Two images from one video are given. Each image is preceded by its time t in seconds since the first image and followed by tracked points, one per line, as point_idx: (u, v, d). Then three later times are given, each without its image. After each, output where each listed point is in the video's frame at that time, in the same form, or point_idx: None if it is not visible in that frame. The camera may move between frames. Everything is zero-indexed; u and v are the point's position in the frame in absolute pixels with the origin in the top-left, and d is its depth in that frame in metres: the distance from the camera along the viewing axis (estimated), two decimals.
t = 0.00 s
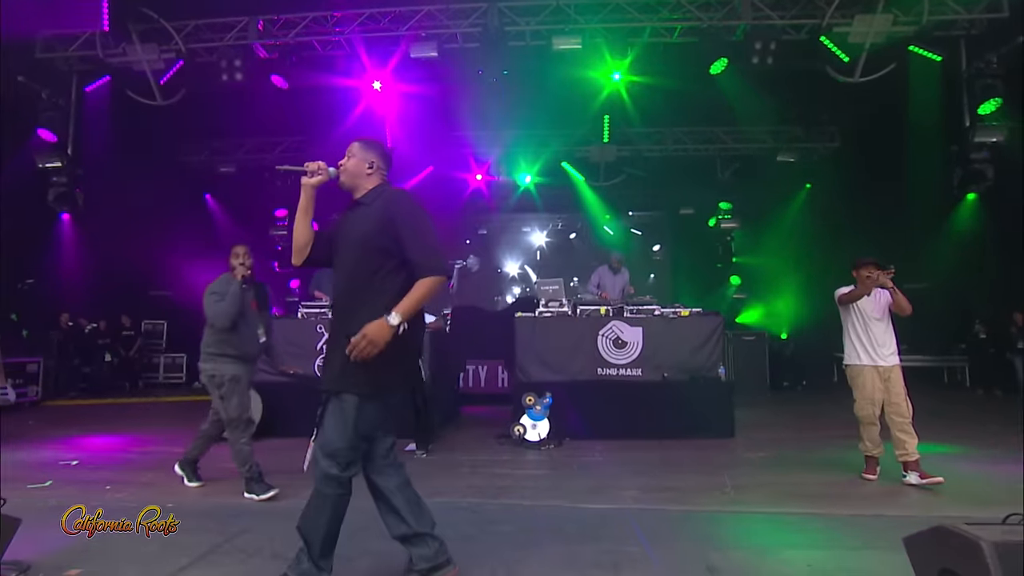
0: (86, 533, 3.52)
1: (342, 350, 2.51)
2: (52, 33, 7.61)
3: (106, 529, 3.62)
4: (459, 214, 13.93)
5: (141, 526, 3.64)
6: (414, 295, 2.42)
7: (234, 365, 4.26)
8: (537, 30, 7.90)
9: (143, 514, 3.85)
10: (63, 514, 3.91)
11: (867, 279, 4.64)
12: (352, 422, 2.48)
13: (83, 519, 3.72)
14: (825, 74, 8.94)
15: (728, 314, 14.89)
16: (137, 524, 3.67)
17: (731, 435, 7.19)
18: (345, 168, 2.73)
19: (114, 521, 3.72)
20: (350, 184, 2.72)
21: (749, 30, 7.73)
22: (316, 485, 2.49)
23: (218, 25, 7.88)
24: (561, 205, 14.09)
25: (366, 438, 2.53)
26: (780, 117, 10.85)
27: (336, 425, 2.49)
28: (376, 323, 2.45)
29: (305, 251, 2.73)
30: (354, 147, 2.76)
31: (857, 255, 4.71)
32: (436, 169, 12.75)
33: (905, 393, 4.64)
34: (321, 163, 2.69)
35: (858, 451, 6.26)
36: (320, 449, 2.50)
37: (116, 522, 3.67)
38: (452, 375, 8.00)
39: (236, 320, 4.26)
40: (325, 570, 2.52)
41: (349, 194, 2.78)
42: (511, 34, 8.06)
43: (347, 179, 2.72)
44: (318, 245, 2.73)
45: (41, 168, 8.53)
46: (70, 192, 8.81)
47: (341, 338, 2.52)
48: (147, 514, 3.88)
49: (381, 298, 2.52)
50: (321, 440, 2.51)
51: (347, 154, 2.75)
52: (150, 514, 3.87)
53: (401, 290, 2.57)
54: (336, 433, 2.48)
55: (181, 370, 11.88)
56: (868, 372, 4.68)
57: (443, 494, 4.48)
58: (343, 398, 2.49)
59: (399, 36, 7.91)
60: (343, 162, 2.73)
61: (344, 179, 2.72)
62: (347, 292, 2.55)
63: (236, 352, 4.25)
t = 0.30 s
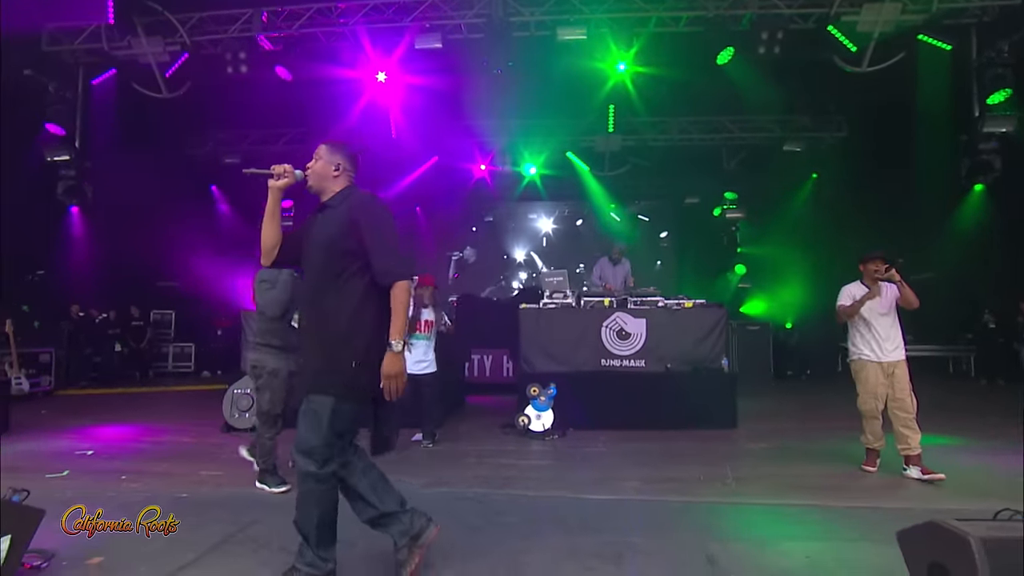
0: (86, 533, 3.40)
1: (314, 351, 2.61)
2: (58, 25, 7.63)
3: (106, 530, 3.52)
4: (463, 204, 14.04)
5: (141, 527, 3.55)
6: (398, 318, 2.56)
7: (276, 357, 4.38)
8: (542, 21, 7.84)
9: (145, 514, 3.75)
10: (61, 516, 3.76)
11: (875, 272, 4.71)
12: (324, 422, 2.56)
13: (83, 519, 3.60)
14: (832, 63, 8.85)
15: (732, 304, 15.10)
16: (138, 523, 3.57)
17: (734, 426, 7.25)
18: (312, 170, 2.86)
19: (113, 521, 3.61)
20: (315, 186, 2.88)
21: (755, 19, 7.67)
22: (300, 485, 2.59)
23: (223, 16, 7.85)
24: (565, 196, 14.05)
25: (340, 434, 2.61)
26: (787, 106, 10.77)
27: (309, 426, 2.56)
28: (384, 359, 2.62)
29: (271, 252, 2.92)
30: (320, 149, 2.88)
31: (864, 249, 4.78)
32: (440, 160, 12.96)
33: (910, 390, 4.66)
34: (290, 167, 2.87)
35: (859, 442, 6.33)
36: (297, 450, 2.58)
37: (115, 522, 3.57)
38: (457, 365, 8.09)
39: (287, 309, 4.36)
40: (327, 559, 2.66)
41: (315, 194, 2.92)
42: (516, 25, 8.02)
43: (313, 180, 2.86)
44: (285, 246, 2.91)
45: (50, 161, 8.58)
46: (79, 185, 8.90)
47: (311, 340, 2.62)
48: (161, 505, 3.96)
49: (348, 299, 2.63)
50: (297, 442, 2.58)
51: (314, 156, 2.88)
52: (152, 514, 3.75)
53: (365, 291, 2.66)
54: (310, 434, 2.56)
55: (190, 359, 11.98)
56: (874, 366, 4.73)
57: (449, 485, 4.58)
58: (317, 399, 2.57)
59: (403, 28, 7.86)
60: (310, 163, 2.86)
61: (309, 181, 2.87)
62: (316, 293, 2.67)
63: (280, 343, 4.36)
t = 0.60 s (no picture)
0: (86, 533, 3.37)
1: (302, 348, 2.66)
2: (62, 16, 7.61)
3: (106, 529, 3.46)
4: (467, 193, 14.05)
5: (141, 526, 3.48)
6: (384, 312, 2.62)
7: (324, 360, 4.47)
8: (547, 10, 7.70)
9: (144, 514, 3.68)
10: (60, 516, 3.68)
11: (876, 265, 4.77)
12: (315, 416, 2.65)
13: (83, 519, 3.55)
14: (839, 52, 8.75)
15: (736, 294, 14.46)
16: (137, 524, 3.50)
17: (735, 416, 7.33)
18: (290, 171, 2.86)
19: (113, 521, 3.57)
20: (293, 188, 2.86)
21: (763, 8, 7.56)
22: (299, 484, 2.65)
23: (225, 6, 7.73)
24: (570, 184, 13.98)
25: (330, 426, 2.72)
26: (794, 95, 10.67)
27: (303, 424, 2.64)
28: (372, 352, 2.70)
29: (248, 254, 2.86)
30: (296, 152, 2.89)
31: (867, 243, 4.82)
32: (444, 150, 13.05)
33: (910, 384, 4.71)
34: (265, 167, 2.74)
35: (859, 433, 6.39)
36: (292, 449, 2.65)
37: (115, 522, 3.51)
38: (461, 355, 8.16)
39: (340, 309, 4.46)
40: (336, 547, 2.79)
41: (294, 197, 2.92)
42: (520, 14, 7.92)
43: (291, 182, 2.85)
44: (263, 247, 2.88)
45: (58, 153, 8.61)
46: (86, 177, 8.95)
47: (297, 337, 2.67)
48: (175, 495, 4.06)
49: (332, 299, 2.70)
50: (291, 441, 2.65)
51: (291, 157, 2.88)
52: (151, 514, 3.67)
53: (351, 290, 2.75)
54: (304, 430, 2.63)
55: (197, 347, 12.30)
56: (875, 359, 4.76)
57: (454, 475, 4.67)
58: (307, 396, 2.65)
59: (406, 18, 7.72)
60: (286, 166, 2.86)
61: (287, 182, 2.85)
62: (299, 292, 2.71)
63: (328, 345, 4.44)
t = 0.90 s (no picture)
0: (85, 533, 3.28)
1: (280, 346, 2.84)
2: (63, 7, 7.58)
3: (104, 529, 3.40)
4: (470, 180, 14.11)
5: (141, 526, 3.42)
6: (353, 307, 2.79)
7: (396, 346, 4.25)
8: None
9: (145, 514, 3.59)
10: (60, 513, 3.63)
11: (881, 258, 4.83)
12: (303, 411, 2.83)
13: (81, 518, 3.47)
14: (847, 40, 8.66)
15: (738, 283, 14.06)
16: (137, 525, 3.42)
17: (736, 407, 7.42)
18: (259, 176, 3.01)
19: (114, 521, 3.50)
20: (262, 193, 3.02)
21: None
22: (299, 479, 2.81)
23: None
24: (575, 176, 14.01)
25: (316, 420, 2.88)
26: (801, 82, 10.55)
27: (291, 419, 2.81)
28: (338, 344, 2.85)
29: (224, 258, 3.05)
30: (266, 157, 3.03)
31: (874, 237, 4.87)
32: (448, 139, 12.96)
33: (910, 377, 4.76)
34: (237, 174, 2.99)
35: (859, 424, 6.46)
36: (287, 444, 2.82)
37: (115, 522, 3.45)
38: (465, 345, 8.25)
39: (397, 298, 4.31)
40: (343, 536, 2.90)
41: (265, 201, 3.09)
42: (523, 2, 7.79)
43: (259, 187, 3.00)
44: (238, 253, 3.05)
45: (63, 144, 8.61)
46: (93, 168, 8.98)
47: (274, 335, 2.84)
48: (187, 484, 4.16)
49: (310, 298, 2.86)
50: (286, 437, 2.83)
51: (260, 162, 3.04)
52: (151, 514, 3.59)
53: (326, 288, 2.90)
54: (294, 424, 2.81)
55: (205, 336, 12.35)
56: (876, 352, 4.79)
57: (459, 465, 4.77)
58: (291, 392, 2.82)
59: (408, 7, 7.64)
60: (256, 172, 3.02)
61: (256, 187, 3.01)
62: (275, 292, 2.87)
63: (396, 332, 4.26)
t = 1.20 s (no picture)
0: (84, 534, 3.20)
1: (248, 344, 2.95)
2: None
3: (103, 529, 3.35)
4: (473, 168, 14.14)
5: (141, 526, 3.39)
6: (318, 306, 2.93)
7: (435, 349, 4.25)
8: None
9: (144, 514, 3.54)
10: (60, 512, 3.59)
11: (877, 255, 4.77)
12: (276, 403, 2.93)
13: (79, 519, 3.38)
14: (852, 30, 8.58)
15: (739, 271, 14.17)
16: (138, 526, 3.38)
17: (737, 397, 7.49)
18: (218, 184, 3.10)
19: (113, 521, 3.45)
20: (222, 201, 3.11)
21: None
22: (285, 466, 2.92)
23: None
24: (578, 165, 14.03)
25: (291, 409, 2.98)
26: (806, 72, 10.46)
27: (268, 411, 2.92)
28: (309, 343, 2.97)
29: (189, 263, 3.16)
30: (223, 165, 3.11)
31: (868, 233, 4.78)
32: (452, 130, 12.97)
33: (906, 371, 4.80)
34: (198, 183, 3.08)
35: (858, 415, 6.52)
36: (268, 438, 2.92)
37: (114, 523, 3.40)
38: (468, 336, 8.34)
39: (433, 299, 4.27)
40: (343, 517, 3.02)
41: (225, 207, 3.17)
42: None
43: (220, 195, 3.08)
44: (201, 257, 3.16)
45: (70, 137, 8.61)
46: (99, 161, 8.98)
47: (242, 334, 2.96)
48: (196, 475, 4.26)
49: (274, 299, 2.97)
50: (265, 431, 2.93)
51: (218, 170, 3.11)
52: (151, 514, 3.55)
53: (290, 289, 3.03)
54: (271, 417, 2.92)
55: (210, 325, 12.42)
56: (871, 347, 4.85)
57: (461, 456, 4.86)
58: (265, 386, 2.92)
59: None
60: (215, 180, 3.09)
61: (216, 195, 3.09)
62: (239, 294, 2.98)
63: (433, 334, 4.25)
